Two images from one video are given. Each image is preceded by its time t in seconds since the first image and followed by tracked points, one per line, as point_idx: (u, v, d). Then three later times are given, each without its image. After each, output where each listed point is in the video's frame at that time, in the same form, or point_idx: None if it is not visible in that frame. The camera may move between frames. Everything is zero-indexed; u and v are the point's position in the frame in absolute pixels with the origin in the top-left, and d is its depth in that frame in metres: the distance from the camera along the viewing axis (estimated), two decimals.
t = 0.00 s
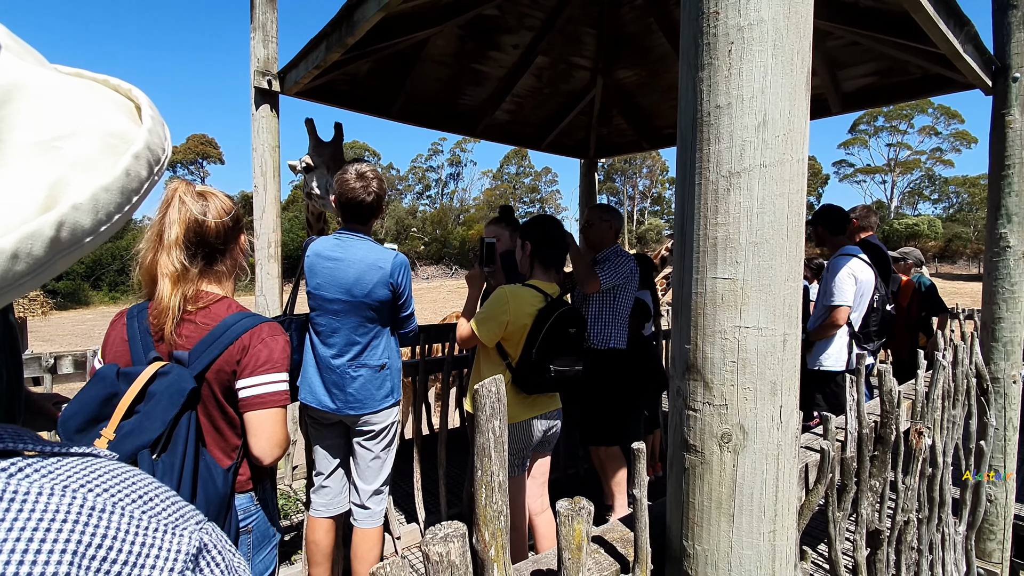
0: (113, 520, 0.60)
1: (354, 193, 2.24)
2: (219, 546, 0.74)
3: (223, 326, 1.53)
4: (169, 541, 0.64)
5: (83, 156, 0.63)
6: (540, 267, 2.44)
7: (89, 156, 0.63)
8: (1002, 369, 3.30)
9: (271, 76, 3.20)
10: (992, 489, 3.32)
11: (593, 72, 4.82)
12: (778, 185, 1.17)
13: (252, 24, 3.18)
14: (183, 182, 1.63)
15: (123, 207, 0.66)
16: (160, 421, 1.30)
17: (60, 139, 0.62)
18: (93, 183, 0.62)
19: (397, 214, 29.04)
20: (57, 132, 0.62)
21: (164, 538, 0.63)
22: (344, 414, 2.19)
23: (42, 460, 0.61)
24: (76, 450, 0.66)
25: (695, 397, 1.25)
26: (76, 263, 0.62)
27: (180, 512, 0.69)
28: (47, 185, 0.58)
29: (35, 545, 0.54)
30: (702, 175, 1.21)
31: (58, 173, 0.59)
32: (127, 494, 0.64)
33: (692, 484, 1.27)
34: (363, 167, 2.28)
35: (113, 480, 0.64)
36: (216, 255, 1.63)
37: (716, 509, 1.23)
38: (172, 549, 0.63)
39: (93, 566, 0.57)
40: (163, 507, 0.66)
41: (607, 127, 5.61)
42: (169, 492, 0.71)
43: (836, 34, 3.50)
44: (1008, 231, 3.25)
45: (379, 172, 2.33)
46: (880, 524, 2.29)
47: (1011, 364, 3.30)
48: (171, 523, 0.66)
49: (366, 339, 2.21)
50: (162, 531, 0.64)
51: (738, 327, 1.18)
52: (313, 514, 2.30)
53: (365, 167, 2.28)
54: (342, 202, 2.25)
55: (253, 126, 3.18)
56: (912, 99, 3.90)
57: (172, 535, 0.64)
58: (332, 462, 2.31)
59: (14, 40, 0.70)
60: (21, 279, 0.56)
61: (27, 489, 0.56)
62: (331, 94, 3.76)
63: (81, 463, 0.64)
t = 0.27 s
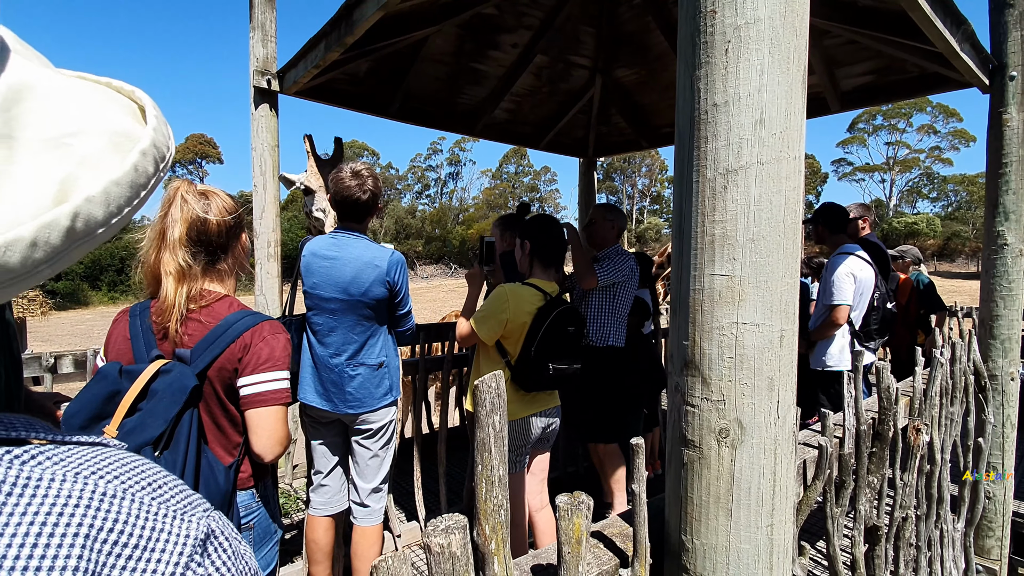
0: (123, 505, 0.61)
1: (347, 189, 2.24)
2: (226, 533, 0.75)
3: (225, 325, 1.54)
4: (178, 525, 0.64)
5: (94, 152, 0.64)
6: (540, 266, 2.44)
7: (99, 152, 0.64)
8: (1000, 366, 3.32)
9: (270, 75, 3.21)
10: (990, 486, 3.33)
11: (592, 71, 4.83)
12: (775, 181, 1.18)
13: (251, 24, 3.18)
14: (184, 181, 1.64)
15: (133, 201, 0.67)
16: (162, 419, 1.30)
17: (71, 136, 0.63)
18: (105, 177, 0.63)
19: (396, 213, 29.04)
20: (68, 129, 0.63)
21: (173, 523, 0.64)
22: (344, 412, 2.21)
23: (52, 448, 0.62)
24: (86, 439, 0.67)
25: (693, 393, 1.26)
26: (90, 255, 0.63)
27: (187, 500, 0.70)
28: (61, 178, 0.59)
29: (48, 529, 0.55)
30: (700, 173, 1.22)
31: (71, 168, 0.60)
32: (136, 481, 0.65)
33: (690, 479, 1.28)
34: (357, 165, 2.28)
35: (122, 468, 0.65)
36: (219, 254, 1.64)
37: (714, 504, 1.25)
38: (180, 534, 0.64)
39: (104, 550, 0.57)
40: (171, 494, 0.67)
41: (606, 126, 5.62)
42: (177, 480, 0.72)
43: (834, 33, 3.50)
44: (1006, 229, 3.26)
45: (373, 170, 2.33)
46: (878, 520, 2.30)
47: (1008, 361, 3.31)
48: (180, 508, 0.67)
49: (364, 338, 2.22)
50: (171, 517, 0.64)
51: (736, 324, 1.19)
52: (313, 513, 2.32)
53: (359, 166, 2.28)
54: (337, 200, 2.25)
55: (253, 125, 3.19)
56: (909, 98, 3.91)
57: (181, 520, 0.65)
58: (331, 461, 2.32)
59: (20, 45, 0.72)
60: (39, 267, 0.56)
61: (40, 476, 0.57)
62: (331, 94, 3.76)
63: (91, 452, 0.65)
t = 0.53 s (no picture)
0: (140, 502, 0.61)
1: (347, 189, 2.24)
2: (240, 529, 0.76)
3: (228, 324, 1.54)
4: (194, 522, 0.65)
5: (102, 149, 0.65)
6: (540, 264, 2.45)
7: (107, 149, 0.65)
8: (1000, 363, 3.33)
9: (270, 75, 3.21)
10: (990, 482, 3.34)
11: (591, 69, 4.83)
12: (775, 179, 1.19)
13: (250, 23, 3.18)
14: (186, 181, 1.64)
15: (145, 191, 0.68)
16: (166, 417, 1.31)
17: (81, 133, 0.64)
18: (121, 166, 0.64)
19: (396, 213, 29.03)
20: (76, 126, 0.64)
21: (188, 520, 0.64)
22: (344, 411, 2.21)
23: (67, 446, 0.62)
24: (101, 437, 0.67)
25: (695, 390, 1.26)
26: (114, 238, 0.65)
27: (201, 496, 0.71)
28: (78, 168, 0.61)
29: (68, 526, 0.55)
30: (700, 172, 1.22)
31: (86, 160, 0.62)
32: (151, 479, 0.65)
33: (691, 476, 1.29)
34: (356, 164, 2.29)
35: (137, 466, 0.65)
36: (220, 254, 1.64)
37: (716, 500, 1.25)
38: (197, 530, 0.64)
39: (123, 546, 0.58)
40: (185, 492, 0.68)
41: (605, 124, 5.62)
42: (190, 478, 0.73)
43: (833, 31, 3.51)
44: (1005, 226, 3.27)
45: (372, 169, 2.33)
46: (878, 517, 2.31)
47: (1008, 358, 3.33)
48: (194, 506, 0.67)
49: (363, 336, 2.23)
50: (186, 513, 0.65)
51: (736, 321, 1.20)
52: (314, 512, 2.32)
53: (357, 165, 2.28)
54: (336, 199, 2.25)
55: (253, 125, 3.19)
56: (909, 95, 3.92)
57: (196, 518, 0.65)
58: (331, 460, 2.32)
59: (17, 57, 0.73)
60: (74, 245, 0.59)
61: (58, 474, 0.57)
62: (330, 93, 3.76)
63: (107, 450, 0.66)
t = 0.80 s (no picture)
0: (154, 497, 0.61)
1: (345, 189, 2.24)
2: (251, 523, 0.76)
3: (229, 323, 1.54)
4: (206, 516, 0.65)
5: (100, 139, 0.65)
6: (540, 263, 2.45)
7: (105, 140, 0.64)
8: (1000, 360, 3.33)
9: (268, 73, 3.20)
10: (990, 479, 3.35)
11: (591, 67, 4.82)
12: (779, 175, 1.18)
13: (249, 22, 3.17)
14: (188, 181, 1.64)
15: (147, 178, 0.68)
16: (168, 416, 1.31)
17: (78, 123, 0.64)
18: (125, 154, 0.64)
19: (395, 211, 29.01)
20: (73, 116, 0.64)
21: (201, 514, 0.64)
22: (345, 410, 2.21)
23: (81, 441, 0.61)
24: (111, 433, 0.66)
25: (698, 388, 1.26)
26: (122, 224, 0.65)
27: (212, 491, 0.71)
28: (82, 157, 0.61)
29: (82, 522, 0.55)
30: (703, 169, 1.22)
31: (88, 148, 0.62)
32: (164, 474, 0.65)
33: (695, 473, 1.29)
34: (354, 163, 2.28)
35: (150, 462, 0.65)
36: (221, 252, 1.64)
37: (720, 497, 1.25)
38: (209, 525, 0.64)
39: (138, 540, 0.58)
40: (197, 487, 0.68)
41: (605, 122, 5.61)
42: (201, 474, 0.72)
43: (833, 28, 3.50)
44: (1005, 223, 3.27)
45: (370, 168, 2.33)
46: (879, 513, 2.31)
47: (1008, 354, 3.33)
48: (206, 500, 0.67)
49: (364, 335, 2.22)
50: (199, 507, 0.65)
51: (740, 319, 1.20)
52: (315, 511, 2.32)
53: (356, 163, 2.28)
54: (335, 198, 2.25)
55: (252, 124, 3.18)
56: (908, 92, 3.92)
57: (208, 512, 0.65)
58: (332, 459, 2.32)
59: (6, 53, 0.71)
60: (89, 228, 0.60)
61: (72, 469, 0.56)
62: (329, 92, 3.75)
63: (118, 446, 0.65)
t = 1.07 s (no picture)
0: (161, 494, 0.61)
1: (343, 187, 2.23)
2: (258, 520, 0.75)
3: (230, 322, 1.54)
4: (213, 512, 0.64)
5: (102, 135, 0.64)
6: (541, 262, 2.44)
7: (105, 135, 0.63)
8: (1000, 358, 3.34)
9: (268, 72, 3.19)
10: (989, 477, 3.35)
11: (591, 65, 4.81)
12: (782, 174, 1.18)
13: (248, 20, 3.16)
14: (189, 180, 1.64)
15: (149, 174, 0.68)
16: (168, 416, 1.30)
17: (78, 119, 0.63)
18: (126, 149, 0.64)
19: (394, 210, 28.99)
20: (73, 113, 0.63)
21: (208, 511, 0.64)
22: (346, 409, 2.21)
23: (87, 439, 0.61)
24: (117, 431, 0.66)
25: (701, 387, 1.26)
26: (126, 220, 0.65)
27: (219, 488, 0.70)
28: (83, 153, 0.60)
29: (90, 518, 0.55)
30: (706, 168, 1.22)
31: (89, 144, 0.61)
32: (170, 471, 0.64)
33: (698, 471, 1.29)
34: (352, 161, 2.28)
35: (158, 459, 0.65)
36: (222, 251, 1.64)
37: (723, 496, 1.25)
38: (216, 521, 0.64)
39: (146, 536, 0.58)
40: (203, 483, 0.67)
41: (605, 121, 5.61)
42: (207, 471, 0.72)
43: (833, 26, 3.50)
44: (1005, 221, 3.27)
45: (369, 167, 2.32)
46: (880, 511, 2.31)
47: (1007, 352, 3.33)
48: (213, 497, 0.67)
49: (363, 334, 2.22)
50: (207, 504, 0.65)
51: (743, 317, 1.20)
52: (315, 510, 2.32)
53: (354, 162, 2.27)
54: (333, 197, 2.24)
55: (251, 122, 3.17)
56: (909, 90, 3.91)
57: (215, 508, 0.65)
58: (333, 458, 2.33)
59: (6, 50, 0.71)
60: (92, 226, 0.59)
61: (79, 466, 0.56)
62: (329, 90, 3.74)
63: (124, 443, 0.65)
